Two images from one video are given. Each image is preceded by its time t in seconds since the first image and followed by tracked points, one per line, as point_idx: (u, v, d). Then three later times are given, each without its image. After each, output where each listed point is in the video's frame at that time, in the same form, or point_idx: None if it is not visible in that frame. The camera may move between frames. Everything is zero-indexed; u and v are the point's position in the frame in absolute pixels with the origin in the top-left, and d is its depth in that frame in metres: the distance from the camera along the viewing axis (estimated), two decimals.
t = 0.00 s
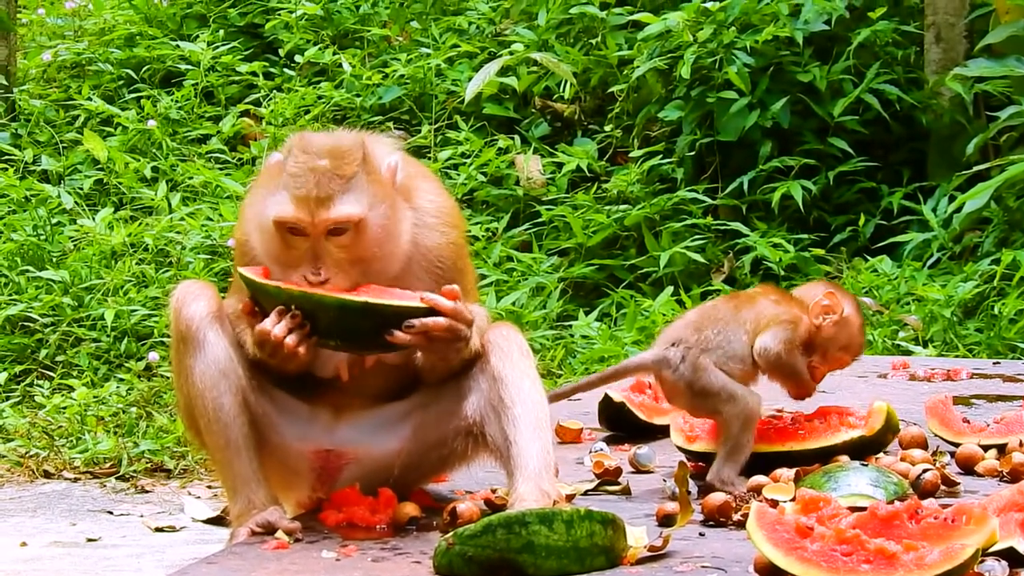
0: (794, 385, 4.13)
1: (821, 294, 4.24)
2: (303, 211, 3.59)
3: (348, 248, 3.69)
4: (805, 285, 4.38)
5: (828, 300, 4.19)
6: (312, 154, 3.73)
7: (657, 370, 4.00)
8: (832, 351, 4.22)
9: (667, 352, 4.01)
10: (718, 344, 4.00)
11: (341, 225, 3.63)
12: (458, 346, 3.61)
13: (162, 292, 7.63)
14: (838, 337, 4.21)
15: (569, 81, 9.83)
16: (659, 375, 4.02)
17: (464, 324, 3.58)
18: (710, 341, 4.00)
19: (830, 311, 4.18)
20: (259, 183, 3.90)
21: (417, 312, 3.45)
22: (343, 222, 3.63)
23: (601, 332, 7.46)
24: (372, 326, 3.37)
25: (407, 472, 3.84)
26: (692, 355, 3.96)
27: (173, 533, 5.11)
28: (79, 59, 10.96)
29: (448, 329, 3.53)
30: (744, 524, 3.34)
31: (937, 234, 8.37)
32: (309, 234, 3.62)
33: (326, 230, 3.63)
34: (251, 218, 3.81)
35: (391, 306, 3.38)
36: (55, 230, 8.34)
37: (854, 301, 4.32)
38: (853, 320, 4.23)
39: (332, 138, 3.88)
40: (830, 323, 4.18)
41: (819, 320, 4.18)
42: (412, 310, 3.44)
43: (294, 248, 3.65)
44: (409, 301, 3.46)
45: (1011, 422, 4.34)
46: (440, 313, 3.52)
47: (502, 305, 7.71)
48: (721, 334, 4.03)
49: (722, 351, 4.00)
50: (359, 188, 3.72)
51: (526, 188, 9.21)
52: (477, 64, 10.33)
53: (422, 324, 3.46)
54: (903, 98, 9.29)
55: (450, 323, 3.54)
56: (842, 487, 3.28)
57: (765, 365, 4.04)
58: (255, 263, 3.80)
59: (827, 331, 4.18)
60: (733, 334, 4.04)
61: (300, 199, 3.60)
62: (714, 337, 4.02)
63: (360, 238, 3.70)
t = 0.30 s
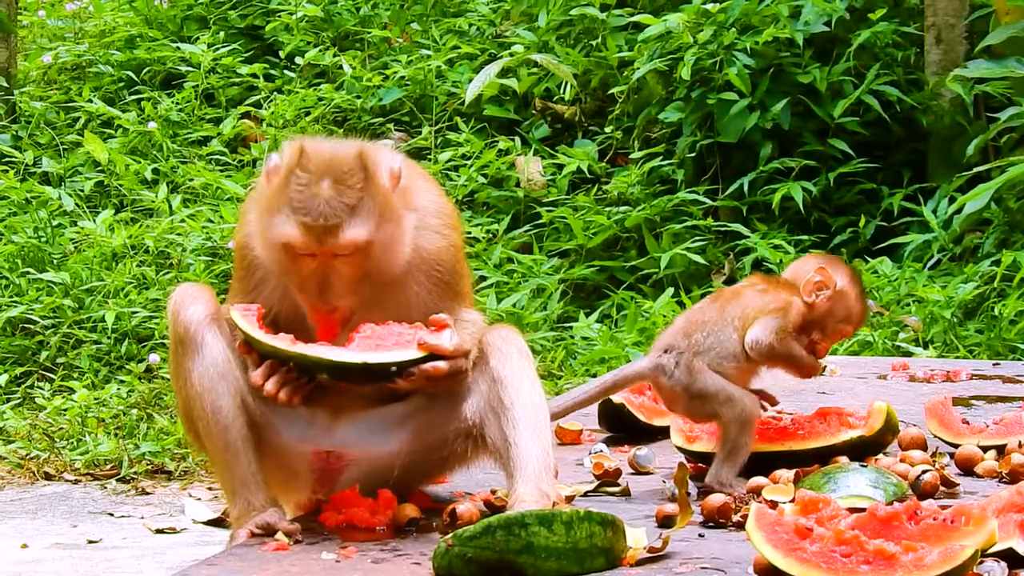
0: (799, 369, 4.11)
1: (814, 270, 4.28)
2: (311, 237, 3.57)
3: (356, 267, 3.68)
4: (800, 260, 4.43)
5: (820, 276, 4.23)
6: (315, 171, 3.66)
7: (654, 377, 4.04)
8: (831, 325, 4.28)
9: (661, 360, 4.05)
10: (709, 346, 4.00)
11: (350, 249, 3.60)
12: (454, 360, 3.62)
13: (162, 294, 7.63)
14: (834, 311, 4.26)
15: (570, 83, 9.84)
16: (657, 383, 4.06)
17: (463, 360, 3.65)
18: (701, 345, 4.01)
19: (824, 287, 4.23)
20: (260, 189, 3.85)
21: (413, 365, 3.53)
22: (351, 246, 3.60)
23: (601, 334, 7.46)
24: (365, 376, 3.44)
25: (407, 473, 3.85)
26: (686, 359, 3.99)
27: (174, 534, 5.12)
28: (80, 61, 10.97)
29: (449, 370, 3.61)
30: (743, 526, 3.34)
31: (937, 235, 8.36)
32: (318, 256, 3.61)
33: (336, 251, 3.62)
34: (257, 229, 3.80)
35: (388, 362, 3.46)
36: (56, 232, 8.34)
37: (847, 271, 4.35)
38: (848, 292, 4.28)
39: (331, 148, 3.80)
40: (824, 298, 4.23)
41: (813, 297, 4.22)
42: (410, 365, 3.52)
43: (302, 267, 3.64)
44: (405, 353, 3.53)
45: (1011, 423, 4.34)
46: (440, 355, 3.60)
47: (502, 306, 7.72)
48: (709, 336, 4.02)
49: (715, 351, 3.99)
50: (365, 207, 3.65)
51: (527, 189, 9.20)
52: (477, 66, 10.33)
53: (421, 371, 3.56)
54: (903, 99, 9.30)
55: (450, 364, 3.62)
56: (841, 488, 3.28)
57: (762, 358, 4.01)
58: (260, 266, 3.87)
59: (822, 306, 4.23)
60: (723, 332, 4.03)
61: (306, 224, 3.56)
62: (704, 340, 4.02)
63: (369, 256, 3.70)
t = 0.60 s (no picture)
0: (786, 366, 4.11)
1: (824, 275, 4.23)
2: (309, 251, 3.61)
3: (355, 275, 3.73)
4: (807, 260, 4.37)
5: (830, 283, 4.19)
6: (314, 183, 3.70)
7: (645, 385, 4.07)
8: (832, 330, 4.23)
9: (651, 367, 4.08)
10: (693, 349, 4.00)
11: (349, 260, 3.64)
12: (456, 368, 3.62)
13: (163, 296, 7.64)
14: (838, 318, 4.21)
15: (570, 85, 9.86)
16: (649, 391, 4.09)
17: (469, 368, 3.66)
18: (685, 349, 4.01)
19: (832, 294, 4.19)
20: (260, 195, 3.88)
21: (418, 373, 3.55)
22: (349, 258, 3.64)
23: (601, 335, 7.46)
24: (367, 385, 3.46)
25: (408, 476, 3.85)
26: (672, 365, 4.02)
27: (174, 537, 5.12)
28: (81, 64, 10.98)
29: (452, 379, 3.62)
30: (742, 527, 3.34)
31: (937, 236, 8.37)
32: (318, 267, 3.64)
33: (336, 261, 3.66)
34: (258, 234, 3.83)
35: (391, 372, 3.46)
36: (57, 235, 8.34)
37: (856, 279, 4.30)
38: (855, 302, 4.23)
39: (328, 154, 3.82)
40: (830, 305, 4.19)
41: (819, 303, 4.18)
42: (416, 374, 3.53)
43: (302, 277, 3.69)
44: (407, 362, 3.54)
45: (1010, 424, 4.34)
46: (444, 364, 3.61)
47: (503, 308, 7.72)
48: (693, 338, 4.02)
49: (701, 353, 3.99)
50: (363, 217, 3.69)
51: (527, 191, 9.20)
52: (477, 68, 10.33)
53: (425, 380, 3.57)
54: (902, 100, 9.30)
55: (454, 372, 3.62)
56: (840, 489, 3.29)
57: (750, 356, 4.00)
58: (259, 271, 3.86)
59: (827, 313, 4.18)
60: (708, 334, 4.02)
61: (304, 237, 3.61)
62: (687, 344, 4.02)
63: (368, 265, 3.74)
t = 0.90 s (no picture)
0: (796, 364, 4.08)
1: (829, 272, 4.24)
2: (301, 226, 3.55)
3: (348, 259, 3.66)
4: (813, 259, 4.40)
5: (835, 280, 4.19)
6: (307, 170, 3.67)
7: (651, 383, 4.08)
8: (838, 328, 4.25)
9: (658, 365, 4.09)
10: (700, 348, 4.00)
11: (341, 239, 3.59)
12: (455, 357, 3.66)
13: (163, 298, 7.64)
14: (844, 316, 4.23)
15: (570, 86, 9.87)
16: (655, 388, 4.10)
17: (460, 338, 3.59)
18: (692, 347, 4.01)
19: (837, 291, 4.20)
20: (255, 199, 3.85)
21: (413, 328, 3.47)
22: (341, 234, 3.59)
23: (601, 338, 7.46)
24: (366, 338, 3.39)
25: (407, 478, 3.85)
26: (678, 363, 4.02)
27: (174, 539, 5.12)
28: (81, 66, 10.99)
29: (444, 343, 3.54)
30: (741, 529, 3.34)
31: (937, 238, 8.37)
32: (309, 248, 3.58)
33: (325, 243, 3.59)
34: (252, 231, 3.78)
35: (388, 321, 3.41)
36: (56, 237, 8.35)
37: (861, 276, 4.31)
38: (860, 299, 4.23)
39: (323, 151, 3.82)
40: (836, 303, 4.20)
41: (825, 301, 4.19)
42: (408, 326, 3.46)
43: (294, 264, 3.62)
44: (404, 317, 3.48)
45: (1008, 427, 4.34)
46: (438, 327, 3.54)
47: (503, 311, 7.72)
48: (701, 338, 4.01)
49: (707, 353, 3.98)
50: (355, 198, 3.66)
51: (527, 193, 9.20)
52: (477, 70, 10.34)
53: (418, 339, 3.48)
54: (902, 102, 9.30)
55: (446, 337, 3.55)
56: (839, 492, 3.29)
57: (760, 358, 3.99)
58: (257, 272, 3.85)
59: (833, 311, 4.20)
60: (715, 333, 4.01)
61: (295, 213, 3.55)
62: (695, 343, 4.02)
63: (362, 250, 3.68)
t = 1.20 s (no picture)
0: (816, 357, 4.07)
1: (838, 256, 4.26)
2: (294, 234, 3.54)
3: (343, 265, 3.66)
4: (821, 245, 4.40)
5: (844, 264, 4.22)
6: (302, 176, 3.66)
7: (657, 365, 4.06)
8: (849, 313, 4.25)
9: (666, 347, 4.07)
10: (710, 334, 3.98)
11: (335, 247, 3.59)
12: (454, 361, 3.64)
13: (161, 300, 7.64)
14: (854, 300, 4.24)
15: (569, 89, 9.87)
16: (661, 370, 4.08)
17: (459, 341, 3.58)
18: (703, 332, 4.00)
19: (847, 275, 4.21)
20: (251, 199, 3.85)
21: (411, 333, 3.47)
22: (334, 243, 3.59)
23: (600, 340, 7.45)
24: (362, 344, 3.40)
25: (405, 481, 3.85)
26: (687, 347, 4.01)
27: (172, 541, 5.12)
28: (79, 68, 10.98)
29: (444, 346, 3.54)
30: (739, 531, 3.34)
31: (936, 241, 8.38)
32: (304, 256, 3.58)
33: (320, 250, 3.59)
34: (249, 233, 3.77)
35: (384, 328, 3.41)
36: (55, 239, 8.34)
37: (870, 261, 4.33)
38: (870, 283, 4.25)
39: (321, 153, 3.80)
40: (846, 286, 4.21)
41: (835, 284, 4.21)
42: (407, 331, 3.46)
43: (289, 269, 3.62)
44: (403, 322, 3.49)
45: (1006, 430, 4.34)
46: (436, 331, 3.54)
47: (501, 313, 7.71)
48: (711, 323, 4.00)
49: (717, 339, 3.97)
50: (350, 206, 3.66)
51: (525, 195, 9.20)
52: (476, 72, 10.34)
53: (417, 343, 3.48)
54: (901, 105, 9.30)
55: (445, 340, 3.55)
56: (837, 495, 3.28)
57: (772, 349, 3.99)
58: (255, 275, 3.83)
59: (844, 294, 4.21)
60: (726, 318, 4.00)
61: (288, 223, 3.54)
62: (705, 327, 4.00)
63: (357, 257, 3.68)
